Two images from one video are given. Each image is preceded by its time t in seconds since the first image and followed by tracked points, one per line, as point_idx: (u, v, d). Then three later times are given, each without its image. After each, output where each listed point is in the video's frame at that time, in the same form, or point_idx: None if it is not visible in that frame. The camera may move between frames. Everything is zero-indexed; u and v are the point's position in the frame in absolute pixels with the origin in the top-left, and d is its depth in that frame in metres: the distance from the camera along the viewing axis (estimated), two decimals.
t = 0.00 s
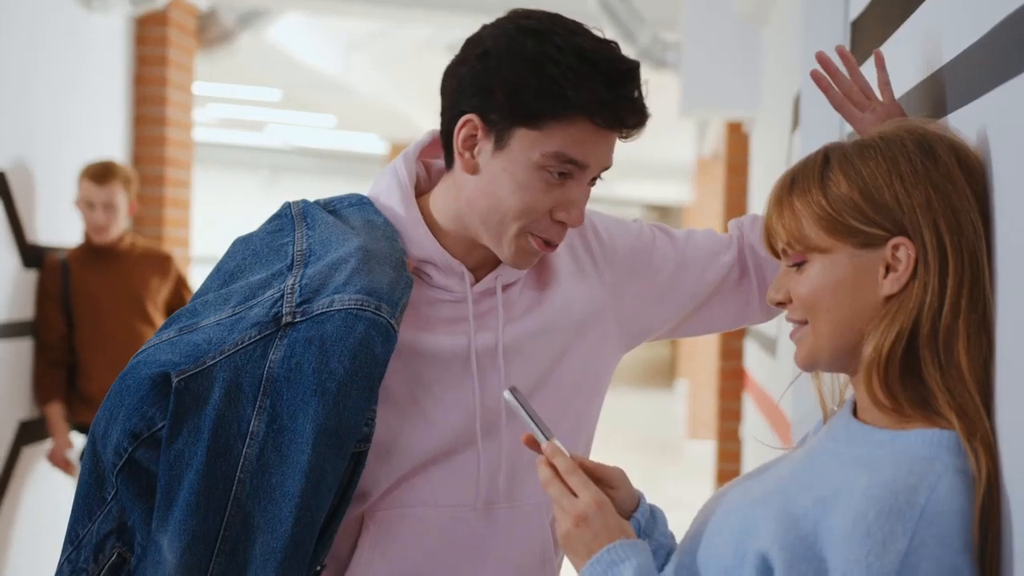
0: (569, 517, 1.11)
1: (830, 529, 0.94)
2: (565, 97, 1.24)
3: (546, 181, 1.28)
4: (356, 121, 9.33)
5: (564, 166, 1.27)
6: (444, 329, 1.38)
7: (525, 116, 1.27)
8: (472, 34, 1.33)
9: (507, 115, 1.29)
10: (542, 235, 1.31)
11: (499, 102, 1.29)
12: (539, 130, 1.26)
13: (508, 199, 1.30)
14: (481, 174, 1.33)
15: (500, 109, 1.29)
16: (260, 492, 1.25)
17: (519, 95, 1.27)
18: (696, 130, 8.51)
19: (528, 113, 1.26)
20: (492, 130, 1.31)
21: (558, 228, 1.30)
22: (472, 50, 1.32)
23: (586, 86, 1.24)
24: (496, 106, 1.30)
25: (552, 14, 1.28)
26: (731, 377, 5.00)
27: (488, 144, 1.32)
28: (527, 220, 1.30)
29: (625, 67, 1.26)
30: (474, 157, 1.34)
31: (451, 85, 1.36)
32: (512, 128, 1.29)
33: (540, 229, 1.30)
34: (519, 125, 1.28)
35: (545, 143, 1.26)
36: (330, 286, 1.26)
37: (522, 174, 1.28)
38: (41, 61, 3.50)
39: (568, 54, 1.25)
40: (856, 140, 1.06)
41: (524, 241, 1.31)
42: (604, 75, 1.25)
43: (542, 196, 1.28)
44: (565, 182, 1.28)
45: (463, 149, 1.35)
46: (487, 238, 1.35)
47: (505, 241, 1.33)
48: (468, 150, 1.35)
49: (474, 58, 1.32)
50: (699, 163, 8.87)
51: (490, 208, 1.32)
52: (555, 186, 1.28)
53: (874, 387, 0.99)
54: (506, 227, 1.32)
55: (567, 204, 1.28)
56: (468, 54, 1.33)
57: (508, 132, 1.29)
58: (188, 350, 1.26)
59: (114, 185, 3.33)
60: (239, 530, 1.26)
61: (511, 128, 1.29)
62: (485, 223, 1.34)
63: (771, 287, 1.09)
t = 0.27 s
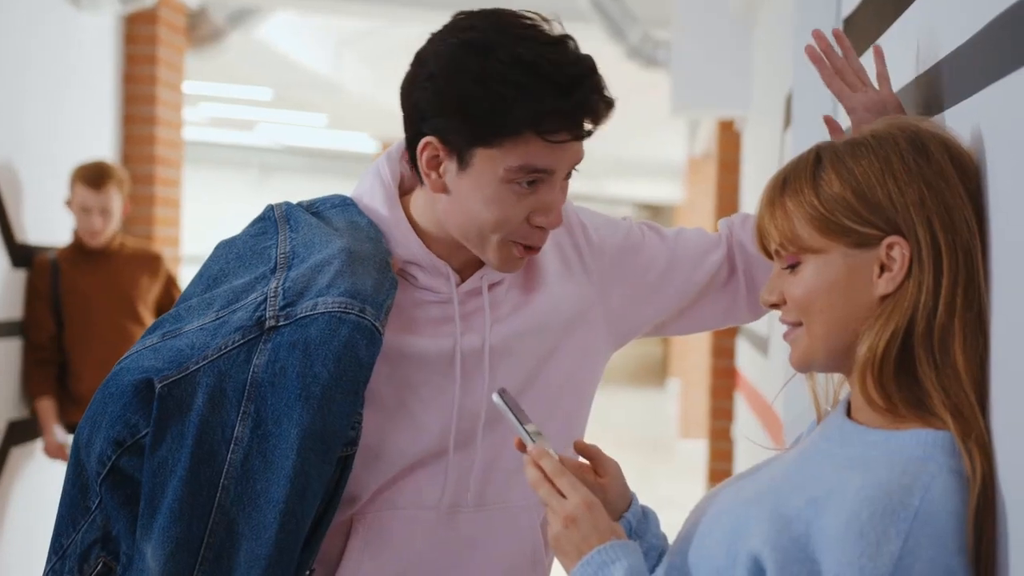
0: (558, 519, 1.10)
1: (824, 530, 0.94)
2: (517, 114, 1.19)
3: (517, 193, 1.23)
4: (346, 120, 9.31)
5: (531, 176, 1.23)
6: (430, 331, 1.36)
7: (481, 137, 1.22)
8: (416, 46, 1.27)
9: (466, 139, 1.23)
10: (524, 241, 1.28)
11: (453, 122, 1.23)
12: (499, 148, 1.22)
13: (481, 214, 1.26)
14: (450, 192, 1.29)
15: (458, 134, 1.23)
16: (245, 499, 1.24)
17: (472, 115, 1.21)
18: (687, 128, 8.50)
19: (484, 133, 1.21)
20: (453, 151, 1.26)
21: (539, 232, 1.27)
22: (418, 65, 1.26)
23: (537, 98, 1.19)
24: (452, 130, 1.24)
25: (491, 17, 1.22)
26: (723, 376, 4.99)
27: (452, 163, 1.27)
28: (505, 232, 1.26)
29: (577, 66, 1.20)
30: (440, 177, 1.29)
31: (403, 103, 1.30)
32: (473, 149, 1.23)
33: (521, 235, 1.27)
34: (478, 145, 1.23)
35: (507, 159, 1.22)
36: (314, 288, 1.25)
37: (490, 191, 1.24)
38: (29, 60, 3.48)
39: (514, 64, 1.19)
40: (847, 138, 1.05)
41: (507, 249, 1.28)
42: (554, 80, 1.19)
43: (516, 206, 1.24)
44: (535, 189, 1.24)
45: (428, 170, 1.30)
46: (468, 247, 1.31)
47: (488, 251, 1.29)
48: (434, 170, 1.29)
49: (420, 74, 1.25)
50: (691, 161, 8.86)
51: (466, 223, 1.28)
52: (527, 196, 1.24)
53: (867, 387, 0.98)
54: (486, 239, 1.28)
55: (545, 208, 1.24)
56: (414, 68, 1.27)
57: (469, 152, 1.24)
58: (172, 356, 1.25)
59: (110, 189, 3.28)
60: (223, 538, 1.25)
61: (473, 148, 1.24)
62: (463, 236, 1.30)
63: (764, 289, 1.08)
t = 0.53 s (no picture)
0: (547, 521, 1.08)
1: (816, 531, 0.93)
2: (470, 118, 1.17)
3: (484, 190, 1.23)
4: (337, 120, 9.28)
5: (498, 171, 1.22)
6: (408, 333, 1.34)
7: (440, 144, 1.21)
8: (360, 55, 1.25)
9: (425, 148, 1.22)
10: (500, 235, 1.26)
11: (410, 132, 1.22)
12: (463, 151, 1.21)
13: (451, 215, 1.25)
14: (419, 201, 1.28)
15: (417, 143, 1.23)
16: (230, 510, 1.23)
17: (426, 122, 1.20)
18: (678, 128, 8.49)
19: (443, 139, 1.20)
20: (415, 160, 1.25)
21: (513, 223, 1.26)
22: (365, 76, 1.24)
23: (486, 99, 1.17)
24: (411, 140, 1.23)
25: (424, 18, 1.19)
26: (714, 376, 4.98)
27: (416, 171, 1.26)
28: (477, 230, 1.25)
29: (521, 56, 1.17)
30: (406, 186, 1.28)
31: (357, 115, 1.28)
32: (434, 156, 1.22)
33: (497, 229, 1.25)
34: (438, 151, 1.22)
35: (470, 162, 1.21)
36: (292, 295, 1.23)
37: (459, 193, 1.23)
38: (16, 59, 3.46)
39: (457, 66, 1.17)
40: (838, 138, 1.04)
41: (484, 245, 1.27)
42: (498, 77, 1.17)
43: (486, 202, 1.23)
44: (504, 181, 1.23)
45: (393, 180, 1.29)
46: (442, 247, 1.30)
47: (466, 249, 1.28)
48: (399, 179, 1.28)
49: (369, 85, 1.24)
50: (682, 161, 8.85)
51: (439, 226, 1.27)
52: (497, 191, 1.23)
53: (861, 387, 0.97)
54: (460, 240, 1.27)
55: (515, 199, 1.23)
56: (362, 78, 1.25)
57: (431, 159, 1.23)
58: (150, 369, 1.23)
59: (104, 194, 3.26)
60: (210, 551, 1.23)
61: (433, 155, 1.23)
62: (439, 238, 1.29)
63: (758, 290, 1.07)
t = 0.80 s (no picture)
0: (539, 525, 1.08)
1: (810, 534, 0.92)
2: (433, 119, 1.15)
3: (447, 190, 1.21)
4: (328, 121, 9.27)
5: (461, 172, 1.20)
6: (378, 331, 1.33)
7: (401, 146, 1.18)
8: (318, 55, 1.22)
9: (387, 149, 1.19)
10: (464, 231, 1.25)
11: (370, 134, 1.19)
12: (426, 154, 1.18)
13: (414, 215, 1.23)
14: (382, 200, 1.25)
15: (378, 145, 1.20)
16: (217, 514, 1.21)
17: (385, 124, 1.17)
18: (670, 129, 8.49)
19: (403, 140, 1.17)
20: (376, 161, 1.22)
21: (477, 220, 1.24)
22: (322, 77, 1.21)
23: (450, 99, 1.14)
24: (372, 142, 1.20)
25: (382, 17, 1.16)
26: (707, 377, 4.96)
27: (377, 172, 1.23)
28: (443, 227, 1.23)
29: (483, 57, 1.15)
30: (368, 186, 1.26)
31: (317, 117, 1.25)
32: (396, 158, 1.20)
33: (460, 226, 1.24)
34: (399, 153, 1.19)
35: (432, 164, 1.19)
36: (263, 294, 1.21)
37: (421, 194, 1.21)
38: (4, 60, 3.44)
39: (418, 65, 1.14)
40: (832, 138, 1.03)
41: (449, 241, 1.25)
42: (461, 76, 1.14)
43: (451, 202, 1.21)
44: (467, 182, 1.21)
45: (354, 180, 1.26)
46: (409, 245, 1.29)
47: (429, 246, 1.26)
48: (360, 178, 1.26)
49: (326, 85, 1.21)
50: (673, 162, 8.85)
51: (402, 224, 1.25)
52: (460, 191, 1.21)
53: (854, 390, 0.96)
54: (425, 237, 1.25)
55: (479, 198, 1.22)
56: (319, 80, 1.22)
57: (393, 160, 1.20)
58: (124, 378, 1.21)
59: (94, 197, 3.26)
60: (200, 556, 1.22)
61: (395, 157, 1.20)
62: (402, 236, 1.27)
63: (753, 293, 1.07)
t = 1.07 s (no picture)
0: (531, 529, 1.06)
1: (805, 539, 0.91)
2: (382, 125, 1.11)
3: (403, 194, 1.18)
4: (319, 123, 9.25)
5: (414, 176, 1.17)
6: (344, 330, 1.29)
7: (351, 153, 1.14)
8: (262, 65, 1.18)
9: (338, 156, 1.16)
10: (423, 232, 1.22)
11: (318, 143, 1.16)
12: (378, 160, 1.15)
13: (370, 220, 1.20)
14: (336, 205, 1.22)
15: (328, 153, 1.16)
16: (192, 521, 1.17)
17: (333, 131, 1.14)
18: (662, 132, 8.49)
19: (353, 148, 1.14)
20: (328, 168, 1.18)
21: (435, 220, 1.21)
22: (267, 87, 1.17)
23: (398, 105, 1.11)
24: (321, 150, 1.16)
25: (326, 21, 1.13)
26: (698, 379, 4.95)
27: (330, 179, 1.20)
28: (401, 230, 1.20)
29: (430, 60, 1.12)
30: (321, 191, 1.22)
31: (265, 129, 1.21)
32: (348, 165, 1.16)
33: (419, 227, 1.21)
34: (350, 160, 1.15)
35: (384, 171, 1.15)
36: (227, 297, 1.18)
37: (375, 199, 1.18)
38: None
39: (364, 71, 1.11)
40: (825, 140, 1.03)
41: (408, 242, 1.22)
42: (408, 81, 1.11)
43: (407, 205, 1.18)
44: (422, 184, 1.18)
45: (308, 186, 1.22)
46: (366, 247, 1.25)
47: (389, 247, 1.23)
48: (314, 185, 1.22)
49: (272, 95, 1.17)
50: (665, 165, 8.84)
51: (360, 228, 1.22)
52: (416, 193, 1.18)
53: (849, 395, 0.95)
54: (383, 240, 1.22)
55: (435, 200, 1.19)
56: (265, 89, 1.18)
57: (345, 168, 1.16)
58: (91, 389, 1.17)
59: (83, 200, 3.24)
60: (176, 564, 1.18)
61: (347, 164, 1.16)
62: (360, 238, 1.24)
63: (747, 297, 1.06)
